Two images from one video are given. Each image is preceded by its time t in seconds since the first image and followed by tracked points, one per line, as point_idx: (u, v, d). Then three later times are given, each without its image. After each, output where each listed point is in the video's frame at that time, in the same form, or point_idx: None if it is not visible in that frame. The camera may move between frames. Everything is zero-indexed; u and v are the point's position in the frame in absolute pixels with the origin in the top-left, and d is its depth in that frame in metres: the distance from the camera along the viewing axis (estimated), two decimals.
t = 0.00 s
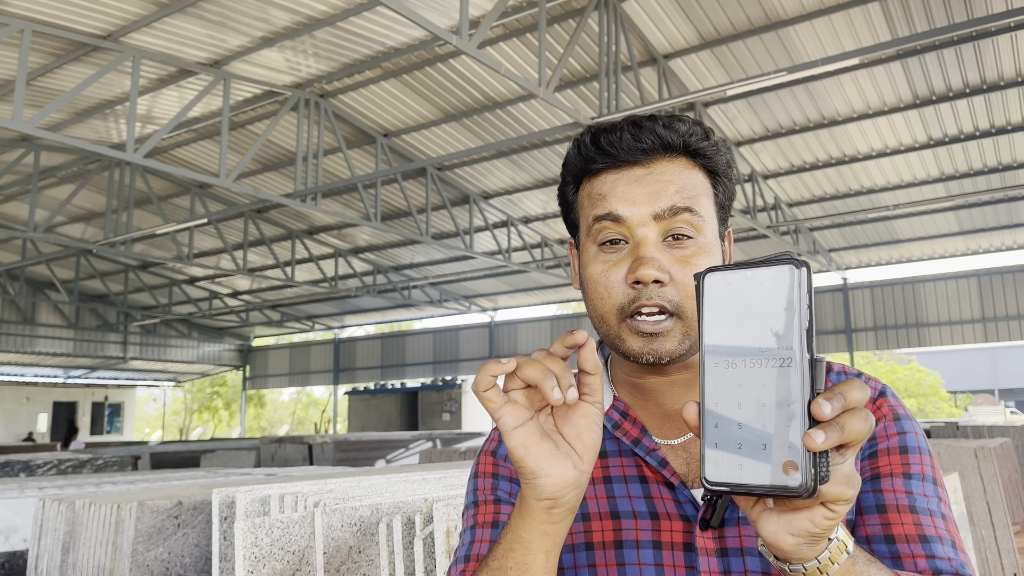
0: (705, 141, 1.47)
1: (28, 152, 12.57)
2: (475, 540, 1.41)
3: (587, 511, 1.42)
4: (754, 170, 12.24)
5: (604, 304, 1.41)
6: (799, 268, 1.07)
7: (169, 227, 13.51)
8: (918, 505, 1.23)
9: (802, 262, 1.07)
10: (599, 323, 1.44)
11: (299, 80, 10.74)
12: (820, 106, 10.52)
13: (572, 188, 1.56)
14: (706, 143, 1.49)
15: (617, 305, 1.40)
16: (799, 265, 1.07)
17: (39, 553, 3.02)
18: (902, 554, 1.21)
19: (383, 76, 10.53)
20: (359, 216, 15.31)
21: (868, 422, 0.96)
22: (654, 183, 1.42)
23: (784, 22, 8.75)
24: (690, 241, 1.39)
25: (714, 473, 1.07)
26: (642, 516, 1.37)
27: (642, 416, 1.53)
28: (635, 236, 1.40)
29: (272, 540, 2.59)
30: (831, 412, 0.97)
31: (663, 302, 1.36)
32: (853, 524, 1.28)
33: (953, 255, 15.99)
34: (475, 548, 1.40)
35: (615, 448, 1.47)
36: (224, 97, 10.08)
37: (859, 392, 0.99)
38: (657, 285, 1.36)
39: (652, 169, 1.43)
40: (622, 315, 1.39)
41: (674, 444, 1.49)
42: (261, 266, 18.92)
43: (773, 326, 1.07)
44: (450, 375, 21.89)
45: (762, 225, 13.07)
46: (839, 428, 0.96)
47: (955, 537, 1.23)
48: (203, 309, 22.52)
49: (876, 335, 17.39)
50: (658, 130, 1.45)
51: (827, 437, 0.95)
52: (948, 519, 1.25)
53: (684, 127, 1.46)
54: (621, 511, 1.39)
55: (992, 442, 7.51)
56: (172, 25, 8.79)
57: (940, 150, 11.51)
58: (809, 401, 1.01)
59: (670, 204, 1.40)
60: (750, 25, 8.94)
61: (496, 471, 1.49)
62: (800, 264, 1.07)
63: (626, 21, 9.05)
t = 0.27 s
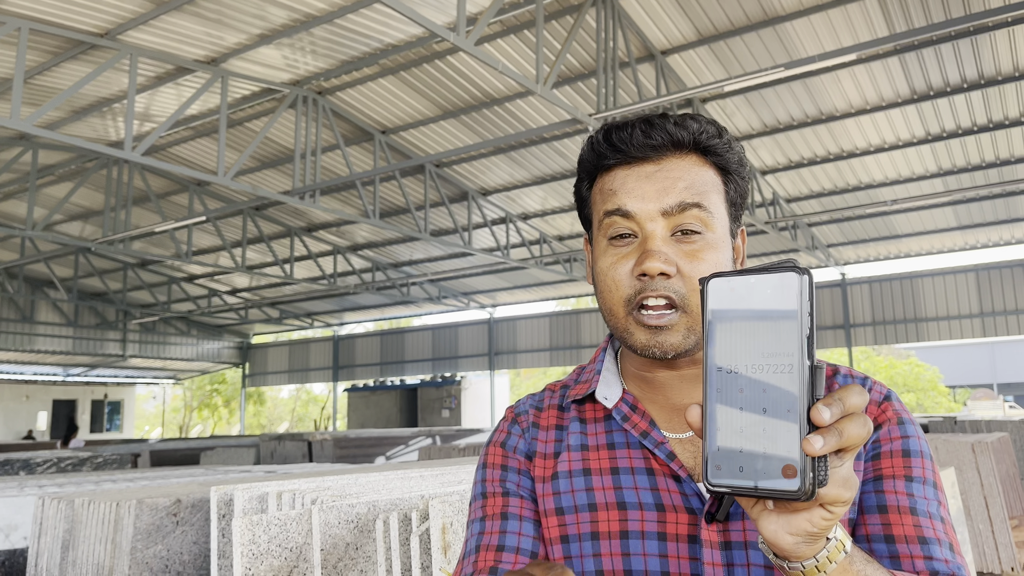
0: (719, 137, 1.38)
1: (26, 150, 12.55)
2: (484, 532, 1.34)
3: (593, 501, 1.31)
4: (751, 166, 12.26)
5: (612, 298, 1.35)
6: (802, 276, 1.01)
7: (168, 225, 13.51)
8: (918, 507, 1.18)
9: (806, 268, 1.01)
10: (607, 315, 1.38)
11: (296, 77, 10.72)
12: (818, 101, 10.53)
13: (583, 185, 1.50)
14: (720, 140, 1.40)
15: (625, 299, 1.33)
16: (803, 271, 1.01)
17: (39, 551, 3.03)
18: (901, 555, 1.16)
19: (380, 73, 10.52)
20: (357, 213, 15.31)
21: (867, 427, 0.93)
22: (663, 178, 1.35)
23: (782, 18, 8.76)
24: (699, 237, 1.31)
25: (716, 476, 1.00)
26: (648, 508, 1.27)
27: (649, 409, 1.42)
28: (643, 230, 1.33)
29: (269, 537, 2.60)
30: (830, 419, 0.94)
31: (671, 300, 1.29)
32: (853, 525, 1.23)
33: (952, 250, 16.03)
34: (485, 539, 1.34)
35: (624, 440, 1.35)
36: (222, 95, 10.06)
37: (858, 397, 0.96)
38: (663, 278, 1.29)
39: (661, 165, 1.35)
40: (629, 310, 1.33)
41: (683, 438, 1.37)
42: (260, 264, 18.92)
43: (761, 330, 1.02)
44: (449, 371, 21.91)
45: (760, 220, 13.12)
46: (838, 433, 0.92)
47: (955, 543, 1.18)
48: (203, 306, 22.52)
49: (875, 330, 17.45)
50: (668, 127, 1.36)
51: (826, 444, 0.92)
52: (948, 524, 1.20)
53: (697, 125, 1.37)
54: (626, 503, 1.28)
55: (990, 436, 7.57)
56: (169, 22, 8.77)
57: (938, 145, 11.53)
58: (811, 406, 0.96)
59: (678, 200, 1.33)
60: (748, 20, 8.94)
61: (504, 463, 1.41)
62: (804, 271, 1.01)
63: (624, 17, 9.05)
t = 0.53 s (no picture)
0: (739, 132, 1.46)
1: (24, 148, 12.55)
2: (487, 517, 1.33)
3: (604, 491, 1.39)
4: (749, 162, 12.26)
5: (631, 289, 1.40)
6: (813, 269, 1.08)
7: (167, 223, 13.52)
8: (923, 505, 1.24)
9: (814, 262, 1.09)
10: (624, 306, 1.43)
11: (295, 75, 10.73)
12: (816, 97, 10.52)
13: (603, 173, 1.55)
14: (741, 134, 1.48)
15: (644, 292, 1.39)
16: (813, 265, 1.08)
17: (37, 548, 3.04)
18: (905, 551, 1.22)
19: (379, 70, 10.53)
20: (356, 210, 15.33)
21: (877, 416, 1.00)
22: (685, 171, 1.41)
23: (780, 14, 8.75)
24: (718, 231, 1.38)
25: (730, 465, 1.07)
26: (657, 498, 1.36)
27: (659, 399, 1.51)
28: (663, 224, 1.39)
29: (267, 533, 2.62)
30: (842, 406, 1.01)
31: (688, 292, 1.35)
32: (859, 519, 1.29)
33: (950, 245, 16.03)
34: (489, 524, 1.32)
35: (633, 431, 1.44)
36: (221, 93, 10.08)
37: (866, 388, 1.03)
38: (681, 273, 1.35)
39: (684, 157, 1.42)
40: (648, 302, 1.39)
41: (691, 430, 1.47)
42: (259, 261, 18.92)
43: (765, 347, 1.09)
44: (448, 368, 21.94)
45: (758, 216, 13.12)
46: (850, 420, 0.99)
47: (956, 537, 1.26)
48: (202, 304, 22.53)
49: (873, 326, 17.46)
50: (692, 119, 1.44)
51: (839, 430, 0.99)
52: (949, 521, 1.27)
53: (719, 117, 1.45)
54: (636, 492, 1.37)
55: (988, 432, 7.58)
56: (167, 20, 8.78)
57: (936, 141, 11.53)
58: (821, 395, 1.03)
59: (700, 193, 1.39)
60: (746, 16, 8.93)
61: (510, 446, 1.40)
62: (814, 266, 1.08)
63: (621, 14, 9.06)
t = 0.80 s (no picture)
0: (772, 136, 1.43)
1: (21, 145, 12.52)
2: (492, 506, 1.32)
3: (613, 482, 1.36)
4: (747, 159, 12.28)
5: (640, 282, 1.39)
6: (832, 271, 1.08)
7: (164, 220, 13.50)
8: (927, 507, 1.25)
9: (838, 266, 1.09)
10: (635, 299, 1.42)
11: (292, 72, 10.71)
12: (814, 93, 10.53)
13: (634, 161, 1.54)
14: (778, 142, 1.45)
15: (651, 286, 1.37)
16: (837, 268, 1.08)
17: (37, 544, 3.04)
18: (908, 550, 1.23)
19: (376, 67, 10.51)
20: (354, 207, 15.31)
21: (892, 417, 1.00)
22: (708, 171, 1.39)
23: (777, 10, 8.75)
24: (734, 234, 1.36)
25: (744, 460, 1.06)
26: (667, 491, 1.34)
27: (671, 392, 1.51)
28: (679, 220, 1.37)
29: (267, 529, 2.63)
30: (858, 408, 1.01)
31: (694, 293, 1.33)
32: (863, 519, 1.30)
33: (948, 242, 16.06)
34: (492, 516, 1.32)
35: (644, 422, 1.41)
36: (218, 90, 10.06)
37: (882, 388, 1.04)
38: (690, 273, 1.33)
39: (710, 156, 1.40)
40: (655, 297, 1.37)
41: (703, 424, 1.47)
42: (256, 258, 18.91)
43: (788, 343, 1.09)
44: (446, 365, 21.95)
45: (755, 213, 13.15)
46: (866, 421, 0.99)
47: (957, 540, 1.27)
48: (199, 301, 22.51)
49: (870, 322, 17.51)
50: (723, 118, 1.41)
51: (855, 430, 0.98)
52: (952, 525, 1.28)
53: (755, 118, 1.42)
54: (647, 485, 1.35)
55: (986, 427, 7.64)
56: (164, 17, 8.76)
57: (933, 137, 11.54)
58: (837, 397, 1.04)
59: (720, 194, 1.37)
60: (743, 12, 8.93)
61: (515, 435, 1.39)
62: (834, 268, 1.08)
63: (618, 10, 9.06)
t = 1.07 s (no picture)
0: (769, 122, 1.45)
1: (13, 139, 12.45)
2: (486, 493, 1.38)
3: (608, 465, 1.37)
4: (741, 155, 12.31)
5: (656, 276, 1.41)
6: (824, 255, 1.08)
7: (157, 215, 13.45)
8: (923, 505, 1.24)
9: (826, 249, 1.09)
10: (649, 296, 1.44)
11: (286, 65, 10.66)
12: (808, 89, 10.54)
13: (634, 162, 1.55)
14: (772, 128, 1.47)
15: (669, 278, 1.39)
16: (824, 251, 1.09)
17: (30, 539, 3.03)
18: (903, 547, 1.23)
19: (370, 61, 10.47)
20: (348, 202, 15.27)
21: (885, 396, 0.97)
22: (715, 163, 1.41)
23: (772, 6, 8.75)
24: (745, 221, 1.38)
25: (739, 443, 1.03)
26: (664, 476, 1.34)
27: (669, 381, 1.50)
28: (691, 213, 1.39)
29: (261, 523, 2.62)
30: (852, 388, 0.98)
31: (713, 279, 1.36)
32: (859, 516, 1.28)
33: (941, 238, 16.11)
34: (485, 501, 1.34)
35: (642, 409, 1.42)
36: (211, 83, 10.00)
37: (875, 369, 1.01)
38: (709, 262, 1.35)
39: (714, 148, 1.42)
40: (672, 289, 1.39)
41: (702, 413, 1.45)
42: (250, 253, 18.85)
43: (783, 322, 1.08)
44: (440, 360, 21.95)
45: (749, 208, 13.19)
46: (861, 400, 0.96)
47: (953, 542, 1.26)
48: (193, 296, 22.45)
49: (863, 318, 17.59)
50: (723, 110, 1.42)
51: (849, 409, 0.96)
52: (947, 525, 1.27)
53: (750, 108, 1.44)
54: (642, 468, 1.35)
55: (978, 422, 7.68)
56: (156, 10, 8.70)
57: (927, 134, 11.58)
58: (832, 378, 1.02)
59: (729, 183, 1.39)
60: (738, 8, 8.93)
61: (510, 424, 1.44)
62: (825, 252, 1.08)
63: (613, 4, 9.05)
